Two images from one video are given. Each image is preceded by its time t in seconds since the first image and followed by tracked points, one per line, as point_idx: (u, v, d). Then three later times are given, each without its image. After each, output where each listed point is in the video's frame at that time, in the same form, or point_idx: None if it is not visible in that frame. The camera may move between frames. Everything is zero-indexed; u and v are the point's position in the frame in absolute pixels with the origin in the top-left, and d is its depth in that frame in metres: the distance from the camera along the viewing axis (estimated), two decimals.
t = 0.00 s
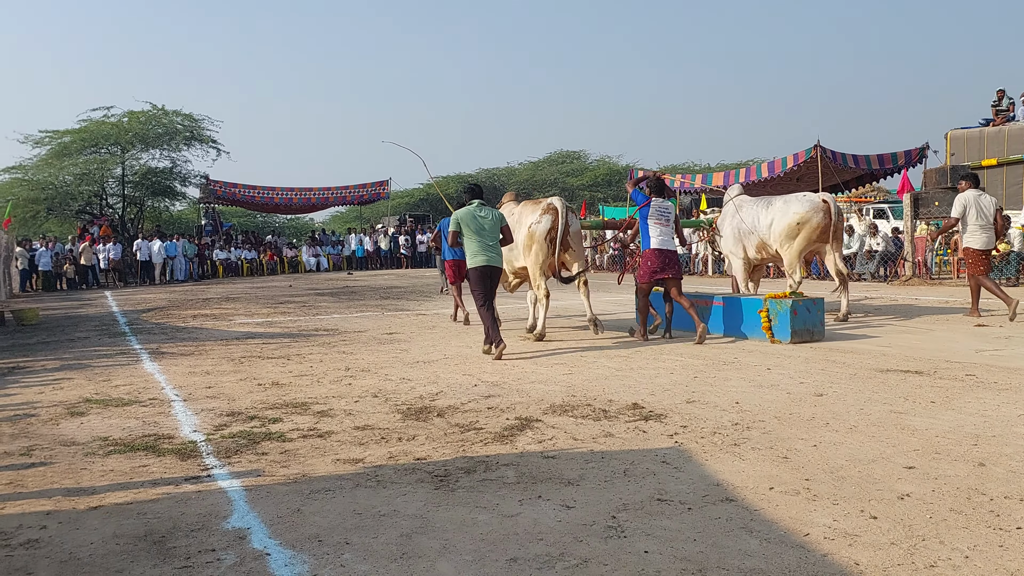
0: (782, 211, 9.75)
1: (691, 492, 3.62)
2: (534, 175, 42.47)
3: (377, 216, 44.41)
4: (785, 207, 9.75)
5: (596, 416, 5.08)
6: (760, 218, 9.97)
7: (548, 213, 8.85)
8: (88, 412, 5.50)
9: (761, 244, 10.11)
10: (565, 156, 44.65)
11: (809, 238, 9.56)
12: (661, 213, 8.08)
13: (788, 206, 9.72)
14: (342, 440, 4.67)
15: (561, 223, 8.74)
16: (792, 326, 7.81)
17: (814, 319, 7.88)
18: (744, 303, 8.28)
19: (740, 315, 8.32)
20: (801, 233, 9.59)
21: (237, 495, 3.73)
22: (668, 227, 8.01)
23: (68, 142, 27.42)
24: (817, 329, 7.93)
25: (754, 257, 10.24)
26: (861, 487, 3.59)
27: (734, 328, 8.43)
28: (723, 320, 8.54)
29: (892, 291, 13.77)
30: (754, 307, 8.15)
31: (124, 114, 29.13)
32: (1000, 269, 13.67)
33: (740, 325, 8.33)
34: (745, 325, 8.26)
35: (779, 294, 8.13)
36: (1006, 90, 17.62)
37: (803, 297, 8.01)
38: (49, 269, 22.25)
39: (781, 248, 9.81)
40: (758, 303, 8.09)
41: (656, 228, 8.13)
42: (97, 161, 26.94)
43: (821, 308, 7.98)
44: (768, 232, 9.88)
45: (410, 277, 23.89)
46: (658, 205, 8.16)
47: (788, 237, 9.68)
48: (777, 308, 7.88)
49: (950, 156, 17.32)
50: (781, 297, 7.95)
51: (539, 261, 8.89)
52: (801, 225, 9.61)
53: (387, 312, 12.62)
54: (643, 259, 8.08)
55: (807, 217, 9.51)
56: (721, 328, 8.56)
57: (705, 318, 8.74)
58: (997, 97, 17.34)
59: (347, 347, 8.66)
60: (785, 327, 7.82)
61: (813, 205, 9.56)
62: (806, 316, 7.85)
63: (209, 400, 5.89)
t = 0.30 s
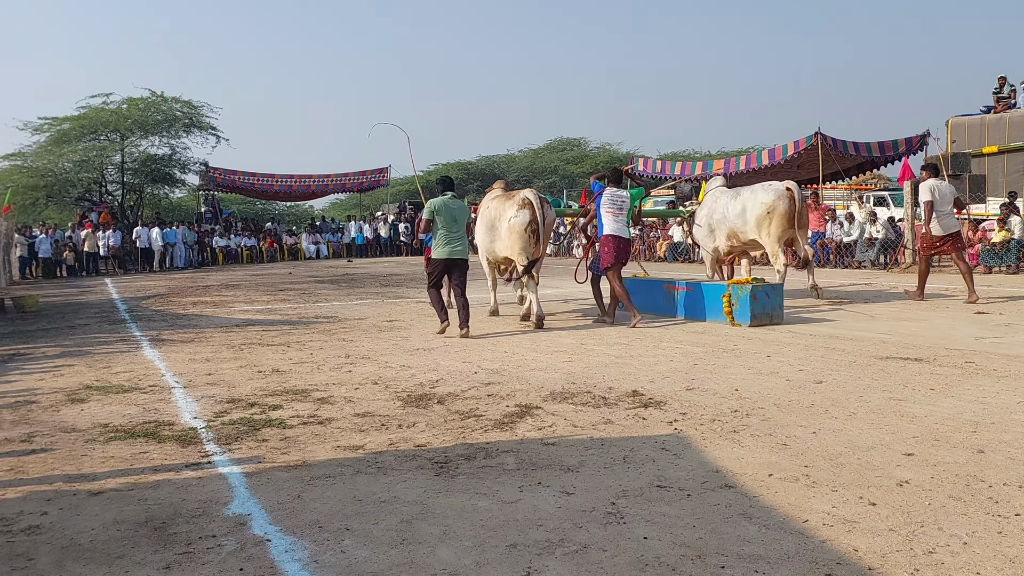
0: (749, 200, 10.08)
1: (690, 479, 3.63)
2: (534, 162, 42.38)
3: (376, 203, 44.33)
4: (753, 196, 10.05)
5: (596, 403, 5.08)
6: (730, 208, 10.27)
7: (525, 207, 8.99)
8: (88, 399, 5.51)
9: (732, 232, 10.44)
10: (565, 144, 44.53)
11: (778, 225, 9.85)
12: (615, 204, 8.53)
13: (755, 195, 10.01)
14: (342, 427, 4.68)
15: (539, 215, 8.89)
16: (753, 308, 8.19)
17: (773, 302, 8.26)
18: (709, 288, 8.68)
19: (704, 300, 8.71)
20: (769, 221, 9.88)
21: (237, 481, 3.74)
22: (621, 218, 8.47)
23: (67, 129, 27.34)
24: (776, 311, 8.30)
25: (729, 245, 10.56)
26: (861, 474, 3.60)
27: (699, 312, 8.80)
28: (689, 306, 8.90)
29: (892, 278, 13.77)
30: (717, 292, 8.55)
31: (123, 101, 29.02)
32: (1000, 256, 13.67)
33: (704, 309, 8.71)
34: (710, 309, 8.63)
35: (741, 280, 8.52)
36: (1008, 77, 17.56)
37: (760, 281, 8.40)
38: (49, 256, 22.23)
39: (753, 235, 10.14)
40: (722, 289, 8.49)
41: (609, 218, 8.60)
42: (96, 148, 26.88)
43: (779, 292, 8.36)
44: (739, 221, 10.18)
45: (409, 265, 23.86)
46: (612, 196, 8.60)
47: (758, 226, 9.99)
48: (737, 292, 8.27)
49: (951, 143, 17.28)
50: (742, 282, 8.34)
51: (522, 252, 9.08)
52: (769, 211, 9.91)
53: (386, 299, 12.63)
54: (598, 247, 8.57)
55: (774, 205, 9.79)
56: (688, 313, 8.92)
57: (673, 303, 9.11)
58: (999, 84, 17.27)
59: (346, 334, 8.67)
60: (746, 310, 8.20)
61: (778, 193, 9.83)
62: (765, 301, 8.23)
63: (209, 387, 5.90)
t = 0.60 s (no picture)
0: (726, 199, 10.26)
1: (688, 474, 3.64)
2: (534, 158, 42.36)
3: (376, 198, 44.30)
4: (730, 197, 10.22)
5: (595, 399, 5.09)
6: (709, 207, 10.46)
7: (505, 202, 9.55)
8: (88, 395, 5.51)
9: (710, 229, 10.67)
10: (565, 139, 44.51)
11: (756, 225, 10.07)
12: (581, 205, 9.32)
13: (733, 195, 10.18)
14: (341, 423, 4.68)
15: (516, 208, 9.42)
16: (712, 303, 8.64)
17: (733, 296, 8.66)
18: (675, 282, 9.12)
19: (672, 293, 9.18)
20: (747, 221, 10.09)
21: (237, 477, 3.75)
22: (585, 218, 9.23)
23: (66, 125, 27.31)
24: (737, 306, 8.69)
25: (710, 242, 10.78)
26: (859, 469, 3.60)
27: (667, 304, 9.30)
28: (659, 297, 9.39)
29: (892, 274, 13.78)
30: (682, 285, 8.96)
31: (122, 96, 28.99)
32: (999, 252, 13.68)
33: (672, 301, 9.20)
34: (676, 302, 9.08)
35: (705, 274, 8.93)
36: (1007, 72, 17.56)
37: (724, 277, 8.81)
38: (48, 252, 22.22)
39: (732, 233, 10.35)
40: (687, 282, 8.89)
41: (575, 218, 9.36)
42: (95, 143, 26.86)
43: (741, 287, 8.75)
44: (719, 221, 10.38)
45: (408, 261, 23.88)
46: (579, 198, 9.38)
47: (736, 225, 10.20)
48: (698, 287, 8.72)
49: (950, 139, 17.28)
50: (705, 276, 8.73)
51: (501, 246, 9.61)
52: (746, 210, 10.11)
53: (385, 295, 12.64)
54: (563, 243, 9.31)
55: (751, 206, 9.98)
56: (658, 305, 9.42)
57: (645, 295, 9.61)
58: (998, 79, 17.27)
59: (346, 329, 8.68)
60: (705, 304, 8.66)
61: (753, 193, 10.00)
62: (726, 294, 8.63)
63: (208, 383, 5.91)
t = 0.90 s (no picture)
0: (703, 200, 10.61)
1: (688, 473, 3.64)
2: (533, 157, 42.37)
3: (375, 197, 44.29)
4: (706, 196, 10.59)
5: (595, 398, 5.09)
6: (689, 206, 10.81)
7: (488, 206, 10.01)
8: (87, 394, 5.51)
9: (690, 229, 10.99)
10: (564, 138, 44.52)
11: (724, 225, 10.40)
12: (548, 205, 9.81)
13: (709, 194, 10.53)
14: (341, 422, 4.68)
15: (498, 211, 9.86)
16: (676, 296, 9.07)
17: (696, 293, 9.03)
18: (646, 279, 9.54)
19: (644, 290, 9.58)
20: (717, 220, 10.43)
21: (236, 476, 3.75)
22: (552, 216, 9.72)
23: (65, 124, 27.34)
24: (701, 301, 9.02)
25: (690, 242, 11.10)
26: (859, 468, 3.60)
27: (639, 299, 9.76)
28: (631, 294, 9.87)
29: (890, 273, 13.79)
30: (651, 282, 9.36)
31: (121, 95, 28.97)
32: (997, 250, 13.68)
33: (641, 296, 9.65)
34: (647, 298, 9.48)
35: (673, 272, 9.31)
36: (1006, 72, 17.57)
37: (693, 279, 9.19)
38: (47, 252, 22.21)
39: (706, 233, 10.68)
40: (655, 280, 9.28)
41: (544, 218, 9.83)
42: (94, 142, 26.85)
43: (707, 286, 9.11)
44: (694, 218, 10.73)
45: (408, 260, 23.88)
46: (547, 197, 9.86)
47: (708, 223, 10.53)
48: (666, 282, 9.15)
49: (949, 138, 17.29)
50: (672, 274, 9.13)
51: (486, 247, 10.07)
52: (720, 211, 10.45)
53: (384, 294, 12.65)
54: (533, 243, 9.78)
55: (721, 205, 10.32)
56: (630, 300, 9.87)
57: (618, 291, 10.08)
58: (997, 79, 17.28)
59: (346, 329, 8.69)
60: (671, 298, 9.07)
61: (728, 194, 10.35)
62: (691, 291, 9.02)
63: (207, 382, 5.91)
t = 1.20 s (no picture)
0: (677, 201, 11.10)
1: (685, 472, 3.64)
2: (529, 156, 42.35)
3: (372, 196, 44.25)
4: (681, 198, 11.06)
5: (592, 397, 5.09)
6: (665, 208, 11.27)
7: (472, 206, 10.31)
8: (83, 394, 5.49)
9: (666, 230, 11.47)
10: (561, 137, 44.53)
11: (701, 224, 10.85)
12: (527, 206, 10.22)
13: (683, 195, 11.03)
14: (337, 421, 4.67)
15: (481, 211, 10.16)
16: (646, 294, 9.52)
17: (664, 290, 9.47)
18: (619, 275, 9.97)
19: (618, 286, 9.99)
20: (694, 220, 10.89)
21: (233, 475, 3.75)
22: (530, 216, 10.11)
23: (61, 123, 27.30)
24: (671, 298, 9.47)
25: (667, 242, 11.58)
26: (855, 467, 3.61)
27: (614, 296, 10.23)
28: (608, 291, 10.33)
29: (887, 272, 13.81)
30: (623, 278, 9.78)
31: (117, 95, 28.90)
32: (993, 249, 13.69)
33: (616, 293, 10.08)
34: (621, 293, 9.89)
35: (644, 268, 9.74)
36: (1002, 71, 17.59)
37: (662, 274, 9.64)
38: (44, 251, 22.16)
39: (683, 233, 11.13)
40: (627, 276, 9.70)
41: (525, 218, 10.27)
42: (90, 142, 26.81)
43: (677, 280, 9.58)
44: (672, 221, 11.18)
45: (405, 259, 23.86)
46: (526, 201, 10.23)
47: (685, 224, 10.98)
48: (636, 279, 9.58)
49: (946, 137, 17.32)
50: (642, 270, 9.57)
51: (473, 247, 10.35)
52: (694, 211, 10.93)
53: (381, 293, 12.64)
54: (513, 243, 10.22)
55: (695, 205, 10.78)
56: (607, 296, 10.26)
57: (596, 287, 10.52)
58: (994, 78, 17.31)
59: (344, 328, 8.68)
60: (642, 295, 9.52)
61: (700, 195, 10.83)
62: (661, 287, 9.47)
63: (204, 382, 5.89)
